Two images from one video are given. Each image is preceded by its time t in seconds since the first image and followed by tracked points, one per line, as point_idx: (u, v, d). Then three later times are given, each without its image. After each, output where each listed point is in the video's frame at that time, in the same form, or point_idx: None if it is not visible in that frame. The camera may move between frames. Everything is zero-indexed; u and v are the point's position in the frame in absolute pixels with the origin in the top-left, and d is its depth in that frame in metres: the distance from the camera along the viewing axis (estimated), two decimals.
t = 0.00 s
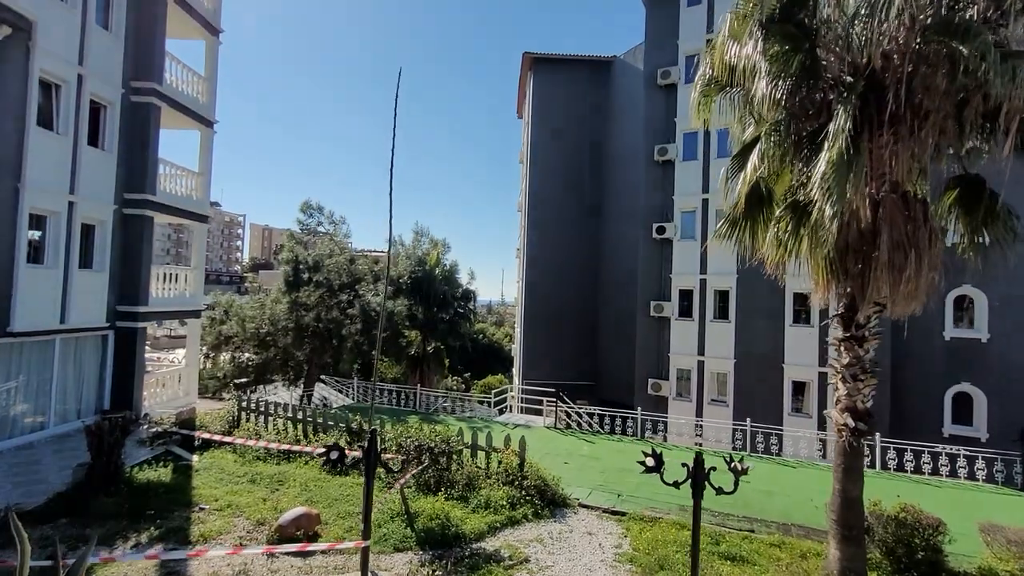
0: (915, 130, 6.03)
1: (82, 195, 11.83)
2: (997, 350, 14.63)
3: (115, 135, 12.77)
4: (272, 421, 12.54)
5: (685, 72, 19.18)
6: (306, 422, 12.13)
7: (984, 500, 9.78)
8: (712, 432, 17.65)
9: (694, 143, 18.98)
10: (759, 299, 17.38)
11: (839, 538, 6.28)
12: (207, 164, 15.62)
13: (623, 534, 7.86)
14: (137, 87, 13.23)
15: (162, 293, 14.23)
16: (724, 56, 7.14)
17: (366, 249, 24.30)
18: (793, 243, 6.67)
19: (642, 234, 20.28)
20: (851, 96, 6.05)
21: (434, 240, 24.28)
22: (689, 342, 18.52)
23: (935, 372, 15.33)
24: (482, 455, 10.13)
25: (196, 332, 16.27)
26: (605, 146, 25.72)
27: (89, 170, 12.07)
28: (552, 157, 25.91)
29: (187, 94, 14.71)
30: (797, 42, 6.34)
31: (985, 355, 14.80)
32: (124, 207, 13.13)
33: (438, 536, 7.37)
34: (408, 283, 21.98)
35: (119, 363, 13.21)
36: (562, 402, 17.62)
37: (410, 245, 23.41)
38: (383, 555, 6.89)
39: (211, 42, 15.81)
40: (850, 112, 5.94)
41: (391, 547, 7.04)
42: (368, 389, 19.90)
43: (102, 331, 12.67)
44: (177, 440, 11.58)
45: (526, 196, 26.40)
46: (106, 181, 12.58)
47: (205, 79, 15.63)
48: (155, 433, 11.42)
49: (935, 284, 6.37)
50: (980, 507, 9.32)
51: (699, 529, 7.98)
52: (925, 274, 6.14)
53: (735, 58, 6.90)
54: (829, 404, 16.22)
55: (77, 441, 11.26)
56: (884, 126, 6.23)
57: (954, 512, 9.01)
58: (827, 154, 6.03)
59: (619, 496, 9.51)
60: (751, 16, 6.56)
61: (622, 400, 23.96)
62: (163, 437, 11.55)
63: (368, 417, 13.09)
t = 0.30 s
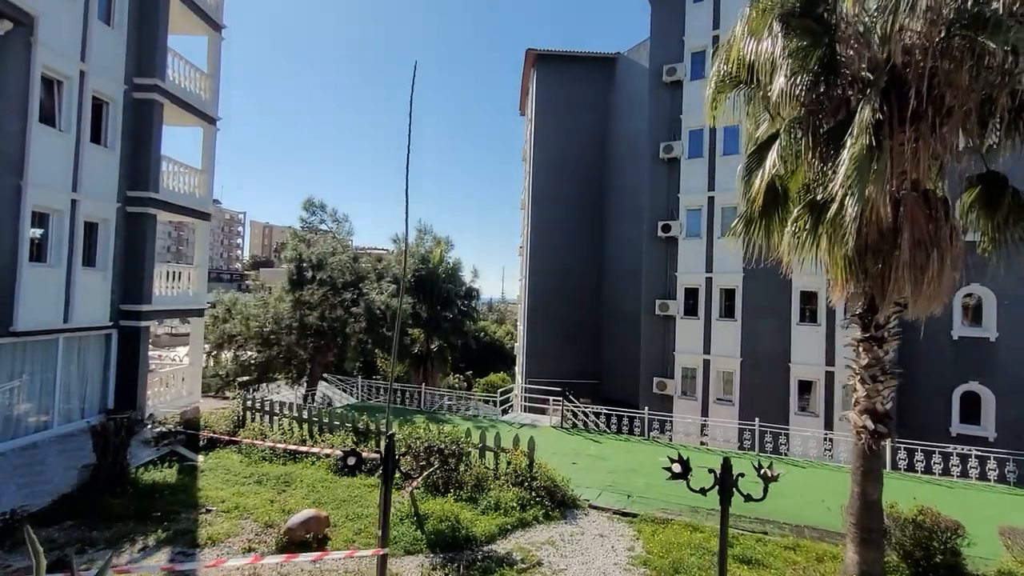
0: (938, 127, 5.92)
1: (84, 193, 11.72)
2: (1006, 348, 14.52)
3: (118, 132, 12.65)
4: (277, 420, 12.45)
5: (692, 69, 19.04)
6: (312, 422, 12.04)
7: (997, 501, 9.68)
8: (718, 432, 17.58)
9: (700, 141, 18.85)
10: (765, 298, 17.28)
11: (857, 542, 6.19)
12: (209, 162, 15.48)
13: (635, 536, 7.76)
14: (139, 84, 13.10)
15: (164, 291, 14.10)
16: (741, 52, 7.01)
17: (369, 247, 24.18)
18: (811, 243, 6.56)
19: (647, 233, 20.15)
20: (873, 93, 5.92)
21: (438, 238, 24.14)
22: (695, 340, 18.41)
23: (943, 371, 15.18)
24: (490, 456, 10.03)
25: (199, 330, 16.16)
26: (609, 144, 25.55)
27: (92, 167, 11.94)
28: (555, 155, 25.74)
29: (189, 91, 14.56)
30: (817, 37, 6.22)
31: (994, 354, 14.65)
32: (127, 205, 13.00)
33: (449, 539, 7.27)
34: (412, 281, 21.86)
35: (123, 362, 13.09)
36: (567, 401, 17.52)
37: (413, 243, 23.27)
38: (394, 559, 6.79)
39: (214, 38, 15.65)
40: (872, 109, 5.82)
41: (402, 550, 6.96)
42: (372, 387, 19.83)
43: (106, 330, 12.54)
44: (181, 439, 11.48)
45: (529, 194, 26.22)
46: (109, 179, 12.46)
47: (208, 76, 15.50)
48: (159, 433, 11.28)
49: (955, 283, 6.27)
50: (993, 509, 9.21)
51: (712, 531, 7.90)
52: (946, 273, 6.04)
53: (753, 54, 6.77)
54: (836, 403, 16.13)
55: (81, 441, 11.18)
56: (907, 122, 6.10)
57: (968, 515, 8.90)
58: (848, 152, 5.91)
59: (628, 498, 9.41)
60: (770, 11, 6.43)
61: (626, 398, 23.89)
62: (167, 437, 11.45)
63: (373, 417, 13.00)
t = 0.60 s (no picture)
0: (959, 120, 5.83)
1: (93, 188, 11.70)
2: (1017, 344, 14.41)
3: (125, 128, 12.60)
4: (287, 416, 12.47)
5: (701, 64, 18.88)
6: (320, 418, 12.05)
7: (1009, 499, 9.64)
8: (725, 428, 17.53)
9: (708, 136, 18.74)
10: (774, 294, 17.18)
11: (875, 539, 6.16)
12: (216, 157, 15.45)
13: (647, 533, 7.75)
14: (146, 79, 13.05)
15: (172, 287, 14.10)
16: (758, 45, 6.93)
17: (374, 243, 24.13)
18: (830, 238, 6.47)
19: (654, 228, 20.03)
20: (893, 85, 5.82)
21: (443, 234, 24.09)
22: (702, 336, 18.33)
23: (953, 367, 15.09)
24: (501, 452, 10.00)
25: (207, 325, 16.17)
26: (615, 138, 25.40)
27: (100, 164, 11.92)
28: (561, 150, 25.61)
29: (195, 86, 14.49)
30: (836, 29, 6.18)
31: (1004, 351, 14.55)
32: (135, 200, 12.98)
33: (462, 535, 7.25)
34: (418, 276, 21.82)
35: (131, 357, 13.11)
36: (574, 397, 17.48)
37: (419, 239, 23.23)
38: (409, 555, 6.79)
39: (220, 33, 15.59)
40: (893, 103, 5.73)
41: (415, 546, 6.94)
42: (379, 383, 19.84)
43: (115, 326, 12.57)
44: (191, 435, 11.48)
45: (535, 189, 26.09)
46: (117, 174, 12.44)
47: (215, 71, 15.43)
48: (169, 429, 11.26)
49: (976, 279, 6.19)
50: (1006, 507, 9.17)
51: (726, 528, 7.87)
52: (966, 269, 5.97)
53: (771, 46, 6.67)
54: (844, 400, 16.08)
55: (91, 436, 11.20)
56: (927, 115, 6.00)
57: (985, 513, 8.84)
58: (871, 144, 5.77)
59: (639, 494, 9.39)
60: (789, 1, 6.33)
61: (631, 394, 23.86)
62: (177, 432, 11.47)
63: (382, 413, 13.00)
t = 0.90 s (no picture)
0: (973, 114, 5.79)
1: (99, 182, 11.71)
2: (1023, 338, 14.40)
3: (130, 121, 12.57)
4: (293, 409, 12.53)
5: (707, 55, 18.68)
6: (326, 411, 12.10)
7: (1015, 493, 9.66)
8: (729, 422, 17.55)
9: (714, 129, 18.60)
10: (779, 288, 17.13)
11: (883, 534, 6.17)
12: (220, 151, 15.43)
13: (654, 527, 7.79)
14: (150, 73, 12.99)
15: (177, 281, 14.13)
16: (771, 38, 6.87)
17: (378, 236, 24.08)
18: (841, 233, 6.44)
19: (659, 222, 19.95)
20: (907, 79, 5.78)
21: (447, 227, 24.05)
22: (707, 330, 18.31)
23: (959, 361, 15.06)
24: (508, 445, 10.05)
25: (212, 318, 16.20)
26: (619, 131, 25.25)
27: (105, 158, 11.91)
28: (566, 142, 25.48)
29: (198, 78, 14.40)
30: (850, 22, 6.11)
31: (1010, 345, 14.51)
32: (140, 194, 12.99)
33: (471, 528, 7.30)
34: (422, 270, 21.79)
35: (138, 350, 13.17)
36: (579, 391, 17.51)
37: (423, 233, 23.20)
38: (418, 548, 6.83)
39: (223, 25, 15.50)
40: (907, 97, 5.68)
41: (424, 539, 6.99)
42: (383, 376, 19.91)
43: (122, 319, 12.63)
44: (198, 428, 11.57)
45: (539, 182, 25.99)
46: (123, 168, 12.44)
47: (219, 64, 15.36)
48: (176, 422, 11.32)
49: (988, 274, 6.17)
50: (1012, 501, 9.20)
51: (733, 522, 7.89)
52: (978, 264, 5.95)
53: (783, 40, 6.61)
54: (849, 393, 16.09)
55: (99, 429, 11.28)
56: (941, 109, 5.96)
57: (990, 507, 8.87)
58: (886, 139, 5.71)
59: (645, 488, 9.44)
60: None
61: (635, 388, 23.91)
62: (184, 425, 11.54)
63: (387, 406, 13.05)
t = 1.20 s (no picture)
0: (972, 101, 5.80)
1: (100, 170, 11.75)
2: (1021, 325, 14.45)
3: (130, 109, 12.57)
4: (296, 396, 12.70)
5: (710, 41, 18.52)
6: (329, 397, 12.26)
7: (1007, 476, 9.81)
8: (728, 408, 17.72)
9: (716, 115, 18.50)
10: (779, 275, 17.17)
11: (875, 514, 6.32)
12: (221, 139, 15.42)
13: (651, 509, 7.96)
14: (149, 60, 12.96)
15: (180, 269, 14.23)
16: (771, 24, 6.86)
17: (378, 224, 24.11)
18: (838, 220, 6.49)
19: (659, 209, 19.94)
20: (906, 65, 5.79)
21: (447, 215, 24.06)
22: (707, 317, 18.41)
23: (957, 347, 15.13)
24: (509, 430, 10.21)
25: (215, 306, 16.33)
26: (620, 117, 25.09)
27: (106, 146, 11.94)
28: (566, 129, 25.35)
29: (197, 66, 14.34)
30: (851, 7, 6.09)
31: (1009, 331, 14.57)
32: (142, 182, 13.04)
33: (472, 510, 7.47)
34: (423, 258, 21.83)
35: (143, 337, 13.32)
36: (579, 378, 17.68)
37: (424, 221, 23.23)
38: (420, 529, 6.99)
39: (221, 12, 15.39)
40: (906, 83, 5.68)
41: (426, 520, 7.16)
42: (384, 364, 20.06)
43: (127, 307, 12.76)
44: (204, 414, 11.77)
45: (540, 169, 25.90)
46: (124, 157, 12.48)
47: (218, 51, 15.29)
48: (183, 408, 11.51)
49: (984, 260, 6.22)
50: (1005, 484, 9.35)
51: (729, 504, 8.06)
52: (973, 251, 6.00)
53: (783, 26, 6.59)
54: (847, 379, 16.24)
55: (107, 415, 11.47)
56: (940, 95, 5.97)
57: (983, 490, 9.03)
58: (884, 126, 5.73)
59: (643, 471, 9.61)
60: None
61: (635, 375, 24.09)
62: (190, 412, 11.71)
63: (390, 393, 13.22)
